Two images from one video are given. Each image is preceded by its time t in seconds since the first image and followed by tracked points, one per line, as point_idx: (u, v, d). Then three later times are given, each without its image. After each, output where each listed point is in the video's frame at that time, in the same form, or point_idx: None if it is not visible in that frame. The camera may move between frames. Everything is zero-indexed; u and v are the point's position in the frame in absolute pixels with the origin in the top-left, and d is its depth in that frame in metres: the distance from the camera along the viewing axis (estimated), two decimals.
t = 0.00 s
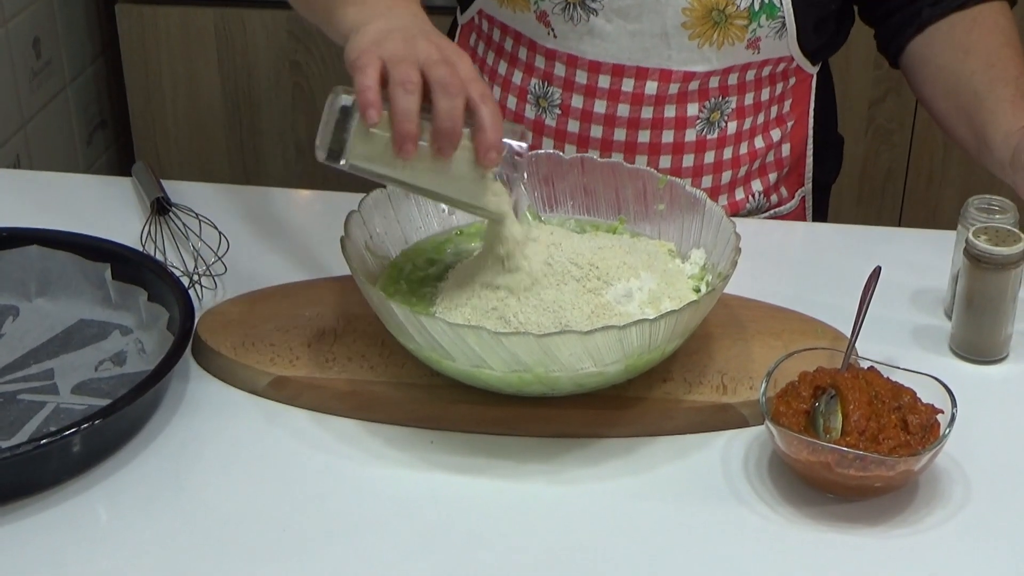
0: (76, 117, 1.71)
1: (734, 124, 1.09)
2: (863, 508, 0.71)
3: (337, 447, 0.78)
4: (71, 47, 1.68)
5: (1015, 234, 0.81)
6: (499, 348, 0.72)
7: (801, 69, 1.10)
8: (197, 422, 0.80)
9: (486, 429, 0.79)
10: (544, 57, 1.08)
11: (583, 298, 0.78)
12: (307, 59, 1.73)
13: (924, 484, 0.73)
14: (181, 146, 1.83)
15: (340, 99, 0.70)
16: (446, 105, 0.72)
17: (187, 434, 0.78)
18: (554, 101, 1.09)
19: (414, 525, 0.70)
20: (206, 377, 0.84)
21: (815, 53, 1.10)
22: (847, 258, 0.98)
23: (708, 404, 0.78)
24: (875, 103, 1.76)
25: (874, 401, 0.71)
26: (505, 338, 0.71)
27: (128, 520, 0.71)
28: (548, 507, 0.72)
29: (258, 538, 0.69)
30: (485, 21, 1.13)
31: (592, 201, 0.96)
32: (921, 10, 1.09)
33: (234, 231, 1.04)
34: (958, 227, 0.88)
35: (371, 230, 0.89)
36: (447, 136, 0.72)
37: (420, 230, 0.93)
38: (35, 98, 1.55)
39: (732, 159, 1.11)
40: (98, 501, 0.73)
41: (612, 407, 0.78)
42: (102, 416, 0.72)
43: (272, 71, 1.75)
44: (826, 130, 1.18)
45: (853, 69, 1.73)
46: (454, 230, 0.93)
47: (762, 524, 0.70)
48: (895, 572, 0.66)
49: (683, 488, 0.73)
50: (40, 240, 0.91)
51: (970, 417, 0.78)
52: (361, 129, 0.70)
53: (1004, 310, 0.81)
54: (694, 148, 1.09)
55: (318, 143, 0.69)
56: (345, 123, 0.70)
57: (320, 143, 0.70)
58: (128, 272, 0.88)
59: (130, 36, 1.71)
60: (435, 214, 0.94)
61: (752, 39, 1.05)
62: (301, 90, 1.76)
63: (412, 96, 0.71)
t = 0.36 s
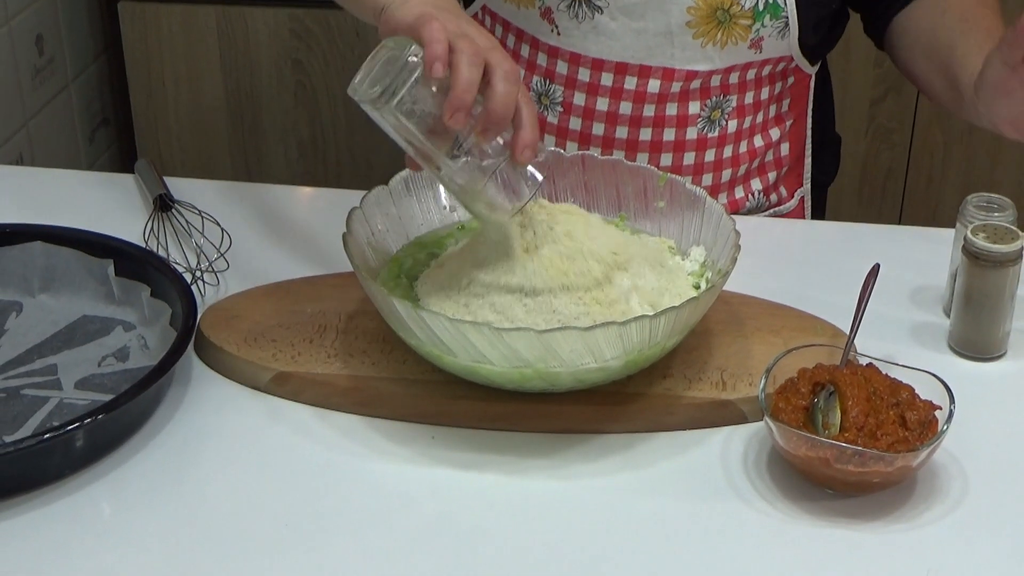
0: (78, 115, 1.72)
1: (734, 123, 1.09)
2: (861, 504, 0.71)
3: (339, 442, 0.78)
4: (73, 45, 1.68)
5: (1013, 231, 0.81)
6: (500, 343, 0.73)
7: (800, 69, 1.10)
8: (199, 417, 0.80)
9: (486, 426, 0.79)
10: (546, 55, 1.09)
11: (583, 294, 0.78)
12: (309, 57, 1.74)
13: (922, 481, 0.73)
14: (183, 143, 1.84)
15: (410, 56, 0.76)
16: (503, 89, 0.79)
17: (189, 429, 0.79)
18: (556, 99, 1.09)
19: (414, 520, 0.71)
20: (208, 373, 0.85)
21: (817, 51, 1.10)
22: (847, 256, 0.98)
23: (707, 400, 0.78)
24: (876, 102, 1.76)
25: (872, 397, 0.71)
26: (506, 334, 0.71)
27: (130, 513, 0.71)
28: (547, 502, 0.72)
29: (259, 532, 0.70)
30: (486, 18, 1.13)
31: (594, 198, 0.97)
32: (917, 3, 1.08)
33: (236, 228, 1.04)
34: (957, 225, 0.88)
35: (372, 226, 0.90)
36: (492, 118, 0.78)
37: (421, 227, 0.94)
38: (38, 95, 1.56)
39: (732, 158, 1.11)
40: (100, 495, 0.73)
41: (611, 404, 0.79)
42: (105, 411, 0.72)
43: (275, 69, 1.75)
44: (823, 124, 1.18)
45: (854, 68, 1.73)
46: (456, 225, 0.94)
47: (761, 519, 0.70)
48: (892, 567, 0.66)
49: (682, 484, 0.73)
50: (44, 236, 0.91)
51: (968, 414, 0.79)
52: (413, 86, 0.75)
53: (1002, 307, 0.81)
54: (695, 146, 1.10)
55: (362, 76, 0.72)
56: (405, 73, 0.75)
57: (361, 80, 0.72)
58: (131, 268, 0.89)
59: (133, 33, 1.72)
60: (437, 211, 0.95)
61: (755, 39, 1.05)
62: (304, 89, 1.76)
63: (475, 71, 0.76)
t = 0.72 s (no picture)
0: (81, 112, 1.72)
1: (734, 120, 1.09)
2: (861, 501, 0.72)
3: (340, 438, 0.78)
4: (75, 42, 1.69)
5: (1013, 229, 0.81)
6: (501, 339, 0.73)
7: (801, 67, 1.10)
8: (201, 413, 0.80)
9: (486, 421, 0.80)
10: (546, 50, 1.09)
11: (584, 291, 0.78)
12: (311, 55, 1.74)
13: (920, 477, 0.73)
14: (185, 141, 1.84)
15: (453, 31, 0.77)
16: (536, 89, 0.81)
17: (191, 424, 0.79)
18: (555, 93, 1.10)
19: (415, 515, 0.71)
20: (210, 369, 0.85)
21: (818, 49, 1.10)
22: (848, 254, 0.99)
23: (707, 396, 0.78)
24: (876, 102, 1.76)
25: (871, 394, 0.71)
26: (507, 330, 0.72)
27: (133, 508, 0.72)
28: (548, 498, 0.73)
29: (261, 527, 0.70)
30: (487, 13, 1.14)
31: (597, 195, 0.97)
32: None
33: (238, 225, 1.05)
34: (957, 222, 0.88)
35: (373, 222, 0.90)
36: (516, 109, 0.81)
37: (423, 223, 0.94)
38: (40, 92, 1.56)
39: (732, 154, 1.12)
40: (103, 489, 0.73)
41: (611, 399, 0.79)
42: (107, 405, 0.73)
43: (276, 67, 1.75)
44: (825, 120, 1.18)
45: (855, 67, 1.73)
46: (459, 220, 0.94)
47: (760, 515, 0.71)
48: (891, 564, 0.67)
49: (683, 480, 0.74)
50: (46, 232, 0.92)
51: (967, 412, 0.79)
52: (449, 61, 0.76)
53: (1001, 306, 0.82)
54: (694, 142, 1.10)
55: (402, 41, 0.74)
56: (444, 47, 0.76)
57: (400, 40, 0.75)
58: (133, 264, 0.89)
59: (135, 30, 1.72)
60: (439, 208, 0.95)
61: (754, 34, 1.05)
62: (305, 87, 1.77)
63: (514, 63, 0.79)
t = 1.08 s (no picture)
0: (83, 113, 1.72)
1: (736, 119, 1.09)
2: (862, 501, 0.72)
3: (342, 438, 0.78)
4: (78, 43, 1.69)
5: (1015, 231, 0.81)
6: (503, 340, 0.73)
7: (802, 67, 1.10)
8: (202, 414, 0.80)
9: (488, 422, 0.80)
10: (548, 50, 1.09)
11: (586, 292, 0.79)
12: (313, 56, 1.74)
13: (922, 478, 0.73)
14: (187, 142, 1.84)
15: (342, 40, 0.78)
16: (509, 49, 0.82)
17: (193, 425, 0.79)
18: (558, 94, 1.10)
19: (416, 516, 0.71)
20: (212, 369, 0.85)
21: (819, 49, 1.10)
22: (849, 255, 0.99)
23: (709, 397, 0.78)
24: (878, 102, 1.76)
25: (873, 395, 0.71)
26: (509, 331, 0.72)
27: (135, 508, 0.72)
28: (549, 498, 0.73)
29: (262, 527, 0.70)
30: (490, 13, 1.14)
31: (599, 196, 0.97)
32: None
33: (240, 226, 1.05)
34: (958, 223, 0.88)
35: (376, 223, 0.90)
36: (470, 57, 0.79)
37: (425, 223, 0.95)
38: (42, 93, 1.56)
39: (735, 154, 1.11)
40: (105, 490, 0.73)
41: (614, 400, 0.79)
42: (110, 406, 0.73)
43: (278, 68, 1.76)
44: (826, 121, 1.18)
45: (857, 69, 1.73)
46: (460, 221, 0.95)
47: (762, 516, 0.71)
48: (892, 565, 0.67)
49: (684, 481, 0.74)
50: (49, 233, 0.92)
51: (968, 413, 0.79)
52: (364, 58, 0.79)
53: (1003, 307, 0.82)
54: (697, 142, 1.10)
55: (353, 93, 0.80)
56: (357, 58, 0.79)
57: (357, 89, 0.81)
58: (137, 265, 0.89)
59: (138, 31, 1.73)
60: (440, 208, 0.96)
61: (755, 34, 1.05)
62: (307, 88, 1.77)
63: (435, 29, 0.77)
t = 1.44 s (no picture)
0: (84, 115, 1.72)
1: (736, 116, 1.09)
2: (863, 504, 0.72)
3: (342, 441, 0.78)
4: (79, 45, 1.69)
5: (1015, 233, 0.81)
6: (503, 343, 0.73)
7: (801, 63, 1.11)
8: (203, 416, 0.80)
9: (487, 425, 0.80)
10: (548, 49, 1.08)
11: (585, 293, 0.79)
12: (314, 57, 1.74)
13: (923, 480, 0.73)
14: (188, 144, 1.84)
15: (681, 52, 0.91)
16: (615, 1, 0.86)
17: (194, 427, 0.79)
18: (558, 92, 1.09)
19: (417, 518, 0.71)
20: (212, 372, 0.85)
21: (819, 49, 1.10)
22: (850, 257, 0.99)
23: (710, 399, 0.78)
24: (879, 104, 1.76)
25: (874, 397, 0.71)
26: (508, 334, 0.72)
27: (136, 511, 0.72)
28: (550, 501, 0.73)
29: (263, 530, 0.70)
30: (489, 14, 1.13)
31: (599, 199, 0.97)
32: None
33: (241, 228, 1.05)
34: (959, 225, 0.88)
35: (376, 225, 0.90)
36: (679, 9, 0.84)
37: (426, 225, 0.95)
38: (44, 95, 1.56)
39: (735, 150, 1.11)
40: (105, 493, 0.73)
41: (613, 402, 0.79)
42: (110, 409, 0.73)
43: (279, 70, 1.76)
44: (825, 121, 1.19)
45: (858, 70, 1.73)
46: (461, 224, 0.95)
47: (763, 518, 0.71)
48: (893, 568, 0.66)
49: (685, 483, 0.74)
50: (48, 236, 0.92)
51: (970, 415, 0.79)
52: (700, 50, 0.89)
53: (1004, 309, 0.82)
54: (696, 138, 1.09)
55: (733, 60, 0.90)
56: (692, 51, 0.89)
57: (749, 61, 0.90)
58: (137, 268, 0.89)
59: (139, 33, 1.73)
60: (441, 211, 0.96)
61: (750, 27, 1.05)
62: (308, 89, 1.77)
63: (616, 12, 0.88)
